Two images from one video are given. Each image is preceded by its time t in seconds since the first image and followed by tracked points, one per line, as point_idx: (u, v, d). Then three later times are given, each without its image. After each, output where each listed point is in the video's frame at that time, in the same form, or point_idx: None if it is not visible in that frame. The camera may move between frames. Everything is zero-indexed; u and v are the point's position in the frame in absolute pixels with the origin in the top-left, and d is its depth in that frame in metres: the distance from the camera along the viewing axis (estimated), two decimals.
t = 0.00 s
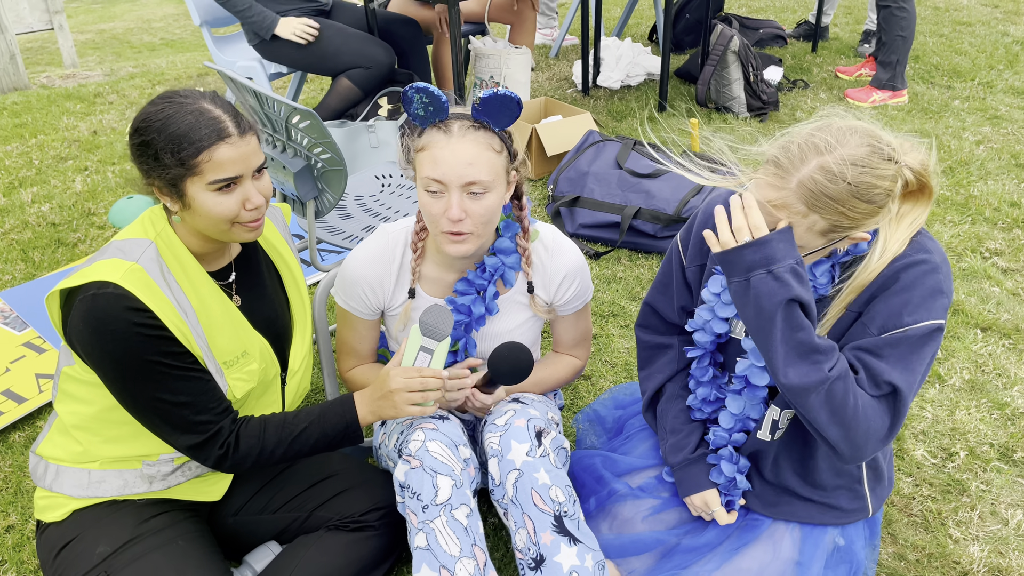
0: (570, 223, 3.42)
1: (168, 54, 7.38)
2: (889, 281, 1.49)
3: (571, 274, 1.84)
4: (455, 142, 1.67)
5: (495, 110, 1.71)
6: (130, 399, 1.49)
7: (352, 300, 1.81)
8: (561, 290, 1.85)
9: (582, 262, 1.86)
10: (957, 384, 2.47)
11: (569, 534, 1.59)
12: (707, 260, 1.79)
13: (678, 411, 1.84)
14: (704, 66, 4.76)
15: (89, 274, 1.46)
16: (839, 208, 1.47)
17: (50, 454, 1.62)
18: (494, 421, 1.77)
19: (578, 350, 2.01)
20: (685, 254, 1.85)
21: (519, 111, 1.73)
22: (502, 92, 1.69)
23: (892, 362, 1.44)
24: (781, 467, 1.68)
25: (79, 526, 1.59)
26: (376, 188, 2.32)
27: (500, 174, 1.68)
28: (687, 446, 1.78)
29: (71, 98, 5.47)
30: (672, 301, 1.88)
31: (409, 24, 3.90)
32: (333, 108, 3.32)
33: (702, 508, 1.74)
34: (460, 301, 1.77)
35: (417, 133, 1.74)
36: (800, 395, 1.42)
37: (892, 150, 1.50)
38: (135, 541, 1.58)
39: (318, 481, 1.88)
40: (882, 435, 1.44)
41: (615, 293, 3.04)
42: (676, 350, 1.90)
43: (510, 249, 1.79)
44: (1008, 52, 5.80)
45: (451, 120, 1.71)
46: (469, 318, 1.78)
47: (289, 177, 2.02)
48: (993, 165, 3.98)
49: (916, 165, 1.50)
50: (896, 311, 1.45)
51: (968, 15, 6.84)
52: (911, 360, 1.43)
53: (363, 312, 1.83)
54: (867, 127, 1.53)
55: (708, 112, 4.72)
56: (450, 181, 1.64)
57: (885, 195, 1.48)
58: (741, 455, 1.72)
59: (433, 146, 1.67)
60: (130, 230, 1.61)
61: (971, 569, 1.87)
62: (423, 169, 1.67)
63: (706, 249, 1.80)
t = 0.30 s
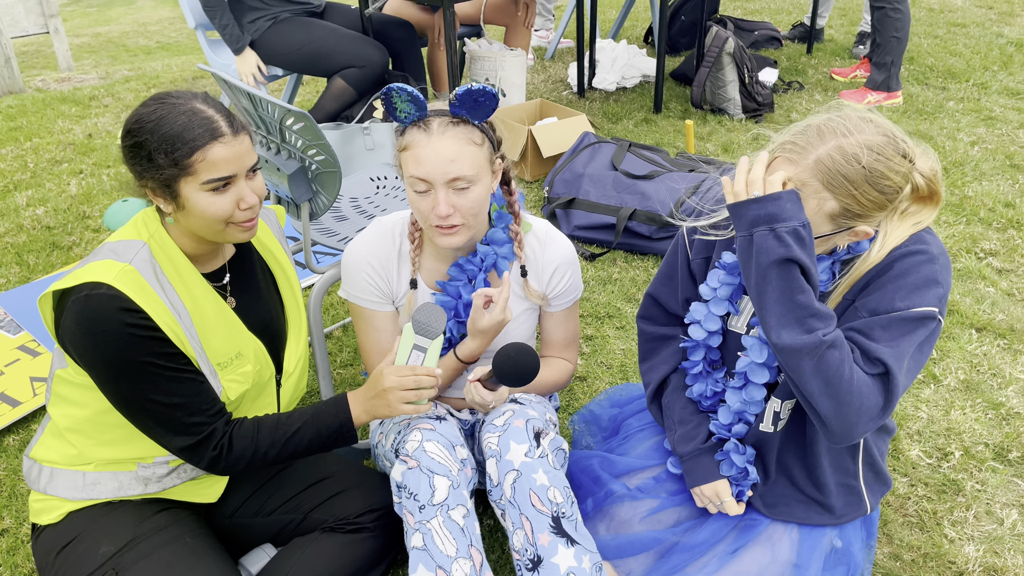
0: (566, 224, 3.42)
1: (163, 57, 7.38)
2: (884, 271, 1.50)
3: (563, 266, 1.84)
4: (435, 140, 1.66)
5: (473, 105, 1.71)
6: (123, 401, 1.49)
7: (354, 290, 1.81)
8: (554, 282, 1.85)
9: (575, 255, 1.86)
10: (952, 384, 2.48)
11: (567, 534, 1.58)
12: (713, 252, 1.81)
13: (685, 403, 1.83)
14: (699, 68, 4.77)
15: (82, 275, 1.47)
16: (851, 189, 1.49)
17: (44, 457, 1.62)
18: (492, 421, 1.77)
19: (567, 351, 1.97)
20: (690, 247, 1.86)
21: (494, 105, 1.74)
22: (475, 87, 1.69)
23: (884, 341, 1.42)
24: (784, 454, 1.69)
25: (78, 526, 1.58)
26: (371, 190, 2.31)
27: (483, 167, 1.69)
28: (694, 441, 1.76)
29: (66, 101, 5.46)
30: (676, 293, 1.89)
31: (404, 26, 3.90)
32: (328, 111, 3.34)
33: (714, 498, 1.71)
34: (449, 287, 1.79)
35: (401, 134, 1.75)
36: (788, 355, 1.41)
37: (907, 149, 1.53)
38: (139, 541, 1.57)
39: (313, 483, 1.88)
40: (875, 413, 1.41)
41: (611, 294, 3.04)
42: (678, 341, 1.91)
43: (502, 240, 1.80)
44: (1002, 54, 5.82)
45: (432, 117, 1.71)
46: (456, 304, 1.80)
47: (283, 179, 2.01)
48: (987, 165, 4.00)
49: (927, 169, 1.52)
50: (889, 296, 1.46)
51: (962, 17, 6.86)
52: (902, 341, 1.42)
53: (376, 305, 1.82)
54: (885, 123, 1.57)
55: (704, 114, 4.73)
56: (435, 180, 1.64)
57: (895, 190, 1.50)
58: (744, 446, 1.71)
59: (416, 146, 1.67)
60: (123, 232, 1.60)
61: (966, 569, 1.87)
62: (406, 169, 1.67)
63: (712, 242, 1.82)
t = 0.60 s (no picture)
0: (562, 225, 3.42)
1: (158, 58, 7.37)
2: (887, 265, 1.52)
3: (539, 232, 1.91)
4: (423, 142, 1.67)
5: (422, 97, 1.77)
6: (119, 400, 1.48)
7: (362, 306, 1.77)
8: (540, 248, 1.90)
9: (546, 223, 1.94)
10: (948, 383, 2.48)
11: (555, 536, 1.58)
12: (714, 249, 1.81)
13: (686, 401, 1.83)
14: (695, 68, 4.78)
15: (77, 274, 1.46)
16: (863, 164, 1.48)
17: (40, 459, 1.61)
18: (478, 426, 1.78)
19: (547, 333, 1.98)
20: (691, 245, 1.87)
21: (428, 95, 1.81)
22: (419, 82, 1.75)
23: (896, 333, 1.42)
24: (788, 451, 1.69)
25: (70, 532, 1.58)
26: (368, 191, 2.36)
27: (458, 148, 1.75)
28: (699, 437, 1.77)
29: (61, 103, 5.45)
30: (676, 291, 1.89)
31: (400, 26, 3.90)
32: (325, 112, 3.34)
33: (720, 495, 1.71)
34: (453, 283, 1.80)
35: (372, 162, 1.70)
36: (821, 348, 1.38)
37: (918, 136, 1.53)
38: (131, 544, 1.58)
39: (309, 484, 1.88)
40: (890, 407, 1.40)
41: (607, 294, 3.04)
42: (677, 339, 1.90)
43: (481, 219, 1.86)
44: (997, 54, 5.84)
45: (400, 129, 1.69)
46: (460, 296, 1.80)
47: (279, 180, 2.01)
48: (982, 165, 4.01)
49: (933, 167, 1.53)
50: (895, 288, 1.46)
51: (957, 17, 6.88)
52: (912, 332, 1.41)
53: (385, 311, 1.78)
54: (898, 109, 1.57)
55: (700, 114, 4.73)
56: (444, 172, 1.66)
57: (904, 173, 1.49)
58: (748, 441, 1.71)
59: (408, 158, 1.66)
60: (119, 232, 1.60)
61: (962, 568, 1.87)
62: (411, 181, 1.66)
63: (713, 238, 1.82)
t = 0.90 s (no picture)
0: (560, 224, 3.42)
1: (155, 58, 7.35)
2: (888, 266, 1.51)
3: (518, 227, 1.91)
4: (438, 137, 1.70)
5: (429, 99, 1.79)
6: (117, 409, 1.48)
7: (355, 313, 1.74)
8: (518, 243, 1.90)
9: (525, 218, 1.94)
10: (944, 381, 2.49)
11: (551, 534, 1.59)
12: (713, 246, 1.82)
13: (680, 394, 1.83)
14: (692, 67, 4.78)
15: (68, 284, 1.46)
16: (849, 139, 1.48)
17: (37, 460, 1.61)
18: (472, 427, 1.77)
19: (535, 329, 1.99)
20: (691, 242, 1.87)
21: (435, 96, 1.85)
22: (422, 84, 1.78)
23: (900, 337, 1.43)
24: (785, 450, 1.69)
25: (67, 528, 1.58)
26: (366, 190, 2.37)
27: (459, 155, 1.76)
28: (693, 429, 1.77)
29: (58, 103, 5.44)
30: (674, 287, 1.90)
31: (397, 26, 3.90)
32: (327, 106, 3.36)
33: (722, 483, 1.72)
34: (436, 283, 1.81)
35: (387, 159, 1.68)
36: (830, 352, 1.39)
37: (910, 120, 1.52)
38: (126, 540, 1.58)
39: (307, 484, 1.88)
40: (893, 410, 1.42)
41: (605, 293, 3.05)
42: (676, 335, 1.91)
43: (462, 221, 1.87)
44: (993, 53, 5.86)
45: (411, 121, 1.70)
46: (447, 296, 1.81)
47: (276, 179, 2.01)
48: (978, 164, 4.02)
49: (928, 165, 1.52)
50: (898, 289, 1.47)
51: (953, 16, 6.89)
52: (915, 336, 1.43)
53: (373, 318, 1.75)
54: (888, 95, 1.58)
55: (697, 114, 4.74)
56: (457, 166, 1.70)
57: (894, 154, 1.48)
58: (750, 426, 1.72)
59: (426, 150, 1.68)
60: (107, 237, 1.60)
61: (959, 565, 1.88)
62: (431, 171, 1.67)
63: (713, 235, 1.83)
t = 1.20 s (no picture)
0: (559, 221, 3.42)
1: (153, 55, 7.33)
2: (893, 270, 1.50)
3: (536, 254, 1.84)
4: (428, 138, 1.66)
5: (467, 103, 1.71)
6: (108, 439, 1.47)
7: (332, 291, 1.80)
8: (527, 273, 1.85)
9: (547, 245, 1.87)
10: (943, 378, 2.49)
11: (536, 536, 1.59)
12: (712, 245, 1.82)
13: (677, 394, 1.83)
14: (691, 65, 4.78)
15: (43, 319, 1.42)
16: (841, 126, 1.48)
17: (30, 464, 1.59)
18: (453, 432, 1.75)
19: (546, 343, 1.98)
20: (689, 241, 1.88)
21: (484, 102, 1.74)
22: (467, 85, 1.69)
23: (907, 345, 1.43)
24: (783, 449, 1.70)
25: (64, 525, 1.57)
26: (365, 187, 2.38)
27: (470, 167, 1.69)
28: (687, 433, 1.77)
29: (55, 100, 5.43)
30: (672, 286, 1.90)
31: (396, 23, 3.89)
32: (328, 101, 3.27)
33: (717, 486, 1.72)
34: (428, 288, 1.76)
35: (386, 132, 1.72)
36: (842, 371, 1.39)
37: (905, 112, 1.52)
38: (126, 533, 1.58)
39: (307, 480, 1.87)
40: (904, 418, 1.43)
41: (604, 291, 3.05)
42: (674, 335, 1.90)
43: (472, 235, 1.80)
44: (991, 50, 5.86)
45: (422, 115, 1.70)
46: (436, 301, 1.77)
47: (276, 177, 2.00)
48: (977, 161, 4.02)
49: (929, 163, 1.52)
50: (902, 293, 1.46)
51: (952, 13, 6.89)
52: (923, 340, 1.42)
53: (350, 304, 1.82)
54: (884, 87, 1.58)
55: (696, 111, 4.74)
56: (426, 176, 1.65)
57: (887, 143, 1.48)
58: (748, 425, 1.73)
59: (405, 142, 1.66)
60: (74, 262, 1.54)
61: (957, 562, 1.89)
62: (395, 165, 1.66)
63: (712, 234, 1.83)
